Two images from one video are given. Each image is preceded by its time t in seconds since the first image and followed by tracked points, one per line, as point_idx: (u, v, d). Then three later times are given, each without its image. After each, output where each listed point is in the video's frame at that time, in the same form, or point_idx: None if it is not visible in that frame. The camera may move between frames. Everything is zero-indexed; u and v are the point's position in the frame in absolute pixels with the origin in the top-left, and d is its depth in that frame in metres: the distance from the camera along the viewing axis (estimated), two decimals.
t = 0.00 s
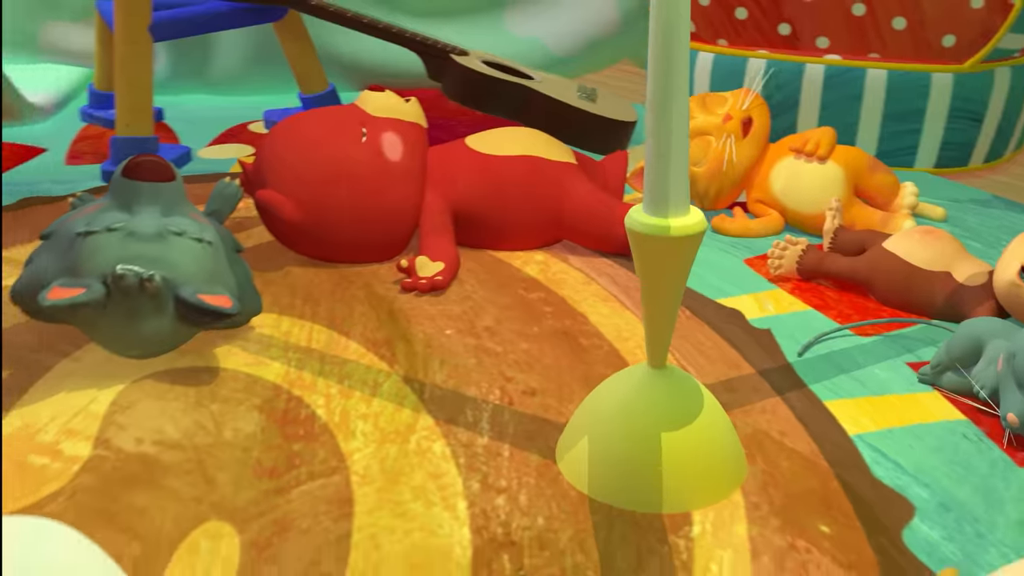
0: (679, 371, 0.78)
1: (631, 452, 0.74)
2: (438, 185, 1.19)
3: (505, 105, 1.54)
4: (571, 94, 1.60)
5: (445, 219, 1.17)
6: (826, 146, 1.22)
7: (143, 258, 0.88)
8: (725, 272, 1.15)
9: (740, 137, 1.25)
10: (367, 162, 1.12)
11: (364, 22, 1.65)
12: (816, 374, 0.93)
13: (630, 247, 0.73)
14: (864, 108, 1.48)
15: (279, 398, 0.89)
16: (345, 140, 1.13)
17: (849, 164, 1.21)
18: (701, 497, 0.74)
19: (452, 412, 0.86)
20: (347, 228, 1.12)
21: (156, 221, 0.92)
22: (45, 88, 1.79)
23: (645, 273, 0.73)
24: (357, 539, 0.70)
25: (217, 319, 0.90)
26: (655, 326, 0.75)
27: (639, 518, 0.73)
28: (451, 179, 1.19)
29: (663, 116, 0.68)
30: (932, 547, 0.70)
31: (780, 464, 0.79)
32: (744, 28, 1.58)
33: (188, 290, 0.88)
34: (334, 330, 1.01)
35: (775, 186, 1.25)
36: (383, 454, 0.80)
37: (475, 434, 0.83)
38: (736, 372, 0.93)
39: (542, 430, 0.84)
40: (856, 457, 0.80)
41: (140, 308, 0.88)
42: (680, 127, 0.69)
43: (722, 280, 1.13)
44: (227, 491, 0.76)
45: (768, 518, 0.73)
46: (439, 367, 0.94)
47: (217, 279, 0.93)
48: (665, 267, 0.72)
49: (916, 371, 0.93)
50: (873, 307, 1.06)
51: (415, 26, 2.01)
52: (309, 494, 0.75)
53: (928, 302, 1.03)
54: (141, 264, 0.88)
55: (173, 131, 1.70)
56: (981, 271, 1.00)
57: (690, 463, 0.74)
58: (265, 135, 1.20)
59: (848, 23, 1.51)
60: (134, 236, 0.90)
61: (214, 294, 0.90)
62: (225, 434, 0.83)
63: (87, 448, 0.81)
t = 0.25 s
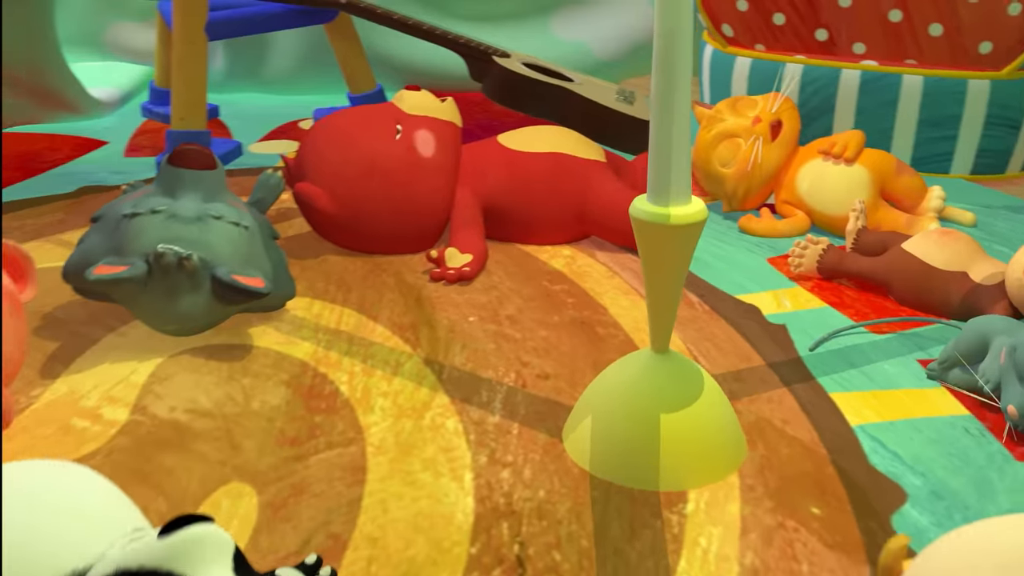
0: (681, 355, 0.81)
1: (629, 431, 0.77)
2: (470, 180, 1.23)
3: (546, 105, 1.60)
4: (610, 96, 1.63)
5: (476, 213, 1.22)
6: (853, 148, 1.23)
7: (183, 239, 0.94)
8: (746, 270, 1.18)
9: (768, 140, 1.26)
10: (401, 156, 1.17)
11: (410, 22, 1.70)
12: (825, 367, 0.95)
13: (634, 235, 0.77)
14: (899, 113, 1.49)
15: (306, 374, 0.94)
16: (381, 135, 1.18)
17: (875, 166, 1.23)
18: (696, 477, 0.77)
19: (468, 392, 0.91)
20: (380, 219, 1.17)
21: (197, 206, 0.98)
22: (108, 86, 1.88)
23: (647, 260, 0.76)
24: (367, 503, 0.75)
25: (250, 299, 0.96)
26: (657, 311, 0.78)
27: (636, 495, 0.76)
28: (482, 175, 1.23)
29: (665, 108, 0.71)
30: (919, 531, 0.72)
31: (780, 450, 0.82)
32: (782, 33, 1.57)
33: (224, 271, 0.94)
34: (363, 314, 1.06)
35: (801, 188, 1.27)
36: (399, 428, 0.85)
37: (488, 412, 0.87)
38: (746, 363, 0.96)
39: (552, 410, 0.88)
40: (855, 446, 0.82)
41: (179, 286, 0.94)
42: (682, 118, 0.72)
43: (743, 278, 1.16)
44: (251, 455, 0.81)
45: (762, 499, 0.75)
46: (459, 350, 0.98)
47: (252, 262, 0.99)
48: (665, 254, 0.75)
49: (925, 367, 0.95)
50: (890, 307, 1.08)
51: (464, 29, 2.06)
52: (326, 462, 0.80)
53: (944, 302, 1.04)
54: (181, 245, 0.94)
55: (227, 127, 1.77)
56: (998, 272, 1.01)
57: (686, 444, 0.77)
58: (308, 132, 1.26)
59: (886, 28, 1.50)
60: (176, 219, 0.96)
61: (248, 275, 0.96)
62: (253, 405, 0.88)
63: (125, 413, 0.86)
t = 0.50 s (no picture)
0: (684, 341, 0.84)
1: (632, 410, 0.81)
2: (501, 175, 1.28)
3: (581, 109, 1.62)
4: (645, 101, 1.64)
5: (505, 207, 1.26)
6: (878, 151, 1.25)
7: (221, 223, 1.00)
8: (768, 267, 1.20)
9: (793, 143, 1.29)
10: (434, 148, 1.22)
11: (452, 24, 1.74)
12: (834, 360, 0.98)
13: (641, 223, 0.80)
14: (932, 119, 1.49)
15: (333, 352, 0.99)
16: (416, 128, 1.23)
17: (900, 169, 1.24)
18: (694, 457, 0.80)
19: (485, 373, 0.95)
20: (413, 206, 1.22)
21: (237, 192, 1.04)
22: (167, 82, 1.98)
23: (652, 246, 0.80)
24: (381, 470, 0.79)
25: (284, 281, 1.01)
26: (661, 297, 0.82)
27: (636, 471, 0.80)
28: (512, 170, 1.28)
29: (669, 101, 0.75)
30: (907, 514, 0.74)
31: (780, 435, 0.84)
32: (817, 38, 1.60)
33: (259, 254, 0.99)
34: (391, 299, 1.11)
35: (826, 189, 1.29)
36: (416, 404, 0.89)
37: (502, 392, 0.91)
38: (757, 354, 0.98)
39: (564, 392, 0.91)
40: (854, 434, 0.85)
41: (216, 268, 0.99)
42: (685, 111, 0.75)
43: (763, 275, 1.18)
44: (276, 424, 0.86)
45: (757, 480, 0.78)
46: (480, 335, 1.03)
47: (287, 247, 1.04)
48: (668, 241, 0.79)
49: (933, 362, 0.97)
50: (906, 305, 1.10)
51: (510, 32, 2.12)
52: (345, 432, 0.85)
53: (959, 301, 1.05)
54: (220, 229, 1.00)
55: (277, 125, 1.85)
56: (1013, 272, 1.03)
57: (686, 424, 0.80)
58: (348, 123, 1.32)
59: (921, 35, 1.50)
60: (216, 204, 1.02)
61: (282, 258, 1.01)
62: (282, 379, 0.93)
63: (163, 383, 0.92)
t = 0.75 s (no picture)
0: (690, 326, 0.88)
1: (637, 389, 0.85)
2: (532, 169, 1.32)
3: (616, 110, 1.66)
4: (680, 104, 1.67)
5: (534, 200, 1.30)
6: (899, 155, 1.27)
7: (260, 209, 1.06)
8: (786, 265, 1.23)
9: (814, 147, 1.32)
10: (468, 139, 1.27)
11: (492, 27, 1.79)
12: (843, 352, 1.00)
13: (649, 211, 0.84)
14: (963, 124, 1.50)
15: (360, 334, 1.04)
16: (452, 119, 1.28)
17: (922, 171, 1.26)
18: (695, 436, 0.84)
19: (503, 356, 0.99)
20: (445, 195, 1.27)
21: (275, 180, 1.10)
22: (219, 82, 2.08)
23: (659, 233, 0.83)
24: (396, 440, 0.84)
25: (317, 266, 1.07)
26: (667, 283, 0.86)
27: (638, 448, 0.84)
28: (541, 166, 1.31)
29: (675, 95, 0.79)
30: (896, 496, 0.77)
31: (781, 421, 0.87)
32: (850, 44, 1.62)
33: (294, 239, 1.05)
34: (419, 287, 1.16)
35: (849, 191, 1.31)
36: (435, 382, 0.94)
37: (518, 374, 0.96)
38: (767, 345, 1.01)
39: (577, 375, 0.95)
40: (854, 421, 0.87)
41: (254, 251, 1.05)
42: (690, 105, 0.79)
43: (781, 271, 1.21)
44: (302, 396, 0.91)
45: (755, 460, 0.82)
46: (501, 321, 1.07)
47: (321, 234, 1.10)
48: (673, 229, 0.82)
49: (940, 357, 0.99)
50: (920, 303, 1.12)
51: (553, 37, 2.18)
52: (366, 406, 0.90)
53: (972, 300, 1.07)
54: (258, 214, 1.06)
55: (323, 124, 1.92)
56: None
57: (688, 404, 0.84)
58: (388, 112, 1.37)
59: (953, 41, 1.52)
60: (255, 191, 1.08)
61: (315, 244, 1.07)
62: (310, 356, 0.99)
63: (199, 357, 0.98)
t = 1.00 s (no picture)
0: (696, 313, 0.91)
1: (642, 370, 0.89)
2: (558, 166, 1.36)
3: (646, 113, 1.70)
4: (710, 106, 1.71)
5: (559, 196, 1.34)
6: (917, 158, 1.30)
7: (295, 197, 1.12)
8: (803, 262, 1.26)
9: (834, 151, 1.37)
10: (497, 135, 1.31)
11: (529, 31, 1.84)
12: (850, 345, 1.03)
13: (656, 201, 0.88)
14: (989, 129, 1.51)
15: (386, 318, 1.09)
16: (482, 116, 1.33)
17: (941, 173, 1.29)
18: (697, 417, 0.87)
19: (519, 341, 1.04)
20: (472, 190, 1.32)
21: (310, 171, 1.16)
22: (266, 82, 2.16)
23: (666, 223, 0.87)
24: (413, 414, 0.89)
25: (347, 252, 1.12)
26: (674, 270, 0.90)
27: (642, 428, 0.87)
28: (567, 164, 1.36)
29: (682, 89, 0.83)
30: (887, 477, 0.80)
31: (783, 406, 0.91)
32: (879, 49, 1.64)
33: (326, 226, 1.11)
34: (445, 276, 1.21)
35: (870, 193, 1.34)
36: (453, 363, 0.99)
37: (532, 357, 1.00)
38: (776, 337, 1.05)
39: (589, 359, 1.00)
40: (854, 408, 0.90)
41: (289, 237, 1.11)
42: (696, 99, 0.83)
43: (798, 269, 1.24)
44: (327, 373, 0.97)
45: (753, 441, 0.85)
46: (520, 309, 1.12)
47: (353, 222, 1.16)
48: (678, 219, 0.86)
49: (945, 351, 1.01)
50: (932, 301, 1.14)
51: (590, 41, 2.22)
52: (387, 383, 0.95)
53: (983, 298, 1.09)
54: (294, 202, 1.12)
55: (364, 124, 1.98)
56: None
57: (690, 386, 0.87)
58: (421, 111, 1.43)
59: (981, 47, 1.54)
60: (292, 180, 1.14)
61: (347, 232, 1.12)
62: (337, 337, 1.04)
63: (234, 336, 1.04)
